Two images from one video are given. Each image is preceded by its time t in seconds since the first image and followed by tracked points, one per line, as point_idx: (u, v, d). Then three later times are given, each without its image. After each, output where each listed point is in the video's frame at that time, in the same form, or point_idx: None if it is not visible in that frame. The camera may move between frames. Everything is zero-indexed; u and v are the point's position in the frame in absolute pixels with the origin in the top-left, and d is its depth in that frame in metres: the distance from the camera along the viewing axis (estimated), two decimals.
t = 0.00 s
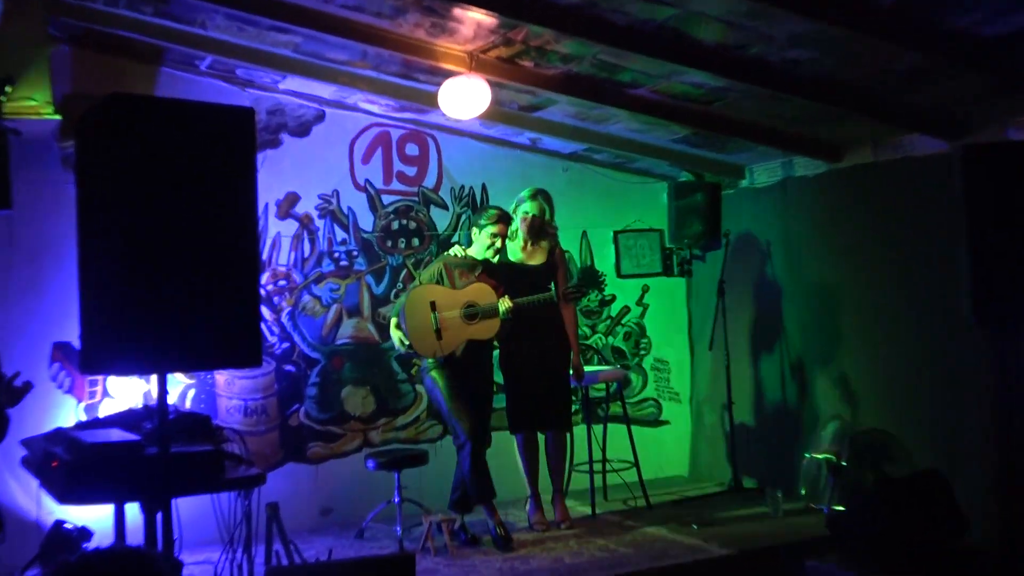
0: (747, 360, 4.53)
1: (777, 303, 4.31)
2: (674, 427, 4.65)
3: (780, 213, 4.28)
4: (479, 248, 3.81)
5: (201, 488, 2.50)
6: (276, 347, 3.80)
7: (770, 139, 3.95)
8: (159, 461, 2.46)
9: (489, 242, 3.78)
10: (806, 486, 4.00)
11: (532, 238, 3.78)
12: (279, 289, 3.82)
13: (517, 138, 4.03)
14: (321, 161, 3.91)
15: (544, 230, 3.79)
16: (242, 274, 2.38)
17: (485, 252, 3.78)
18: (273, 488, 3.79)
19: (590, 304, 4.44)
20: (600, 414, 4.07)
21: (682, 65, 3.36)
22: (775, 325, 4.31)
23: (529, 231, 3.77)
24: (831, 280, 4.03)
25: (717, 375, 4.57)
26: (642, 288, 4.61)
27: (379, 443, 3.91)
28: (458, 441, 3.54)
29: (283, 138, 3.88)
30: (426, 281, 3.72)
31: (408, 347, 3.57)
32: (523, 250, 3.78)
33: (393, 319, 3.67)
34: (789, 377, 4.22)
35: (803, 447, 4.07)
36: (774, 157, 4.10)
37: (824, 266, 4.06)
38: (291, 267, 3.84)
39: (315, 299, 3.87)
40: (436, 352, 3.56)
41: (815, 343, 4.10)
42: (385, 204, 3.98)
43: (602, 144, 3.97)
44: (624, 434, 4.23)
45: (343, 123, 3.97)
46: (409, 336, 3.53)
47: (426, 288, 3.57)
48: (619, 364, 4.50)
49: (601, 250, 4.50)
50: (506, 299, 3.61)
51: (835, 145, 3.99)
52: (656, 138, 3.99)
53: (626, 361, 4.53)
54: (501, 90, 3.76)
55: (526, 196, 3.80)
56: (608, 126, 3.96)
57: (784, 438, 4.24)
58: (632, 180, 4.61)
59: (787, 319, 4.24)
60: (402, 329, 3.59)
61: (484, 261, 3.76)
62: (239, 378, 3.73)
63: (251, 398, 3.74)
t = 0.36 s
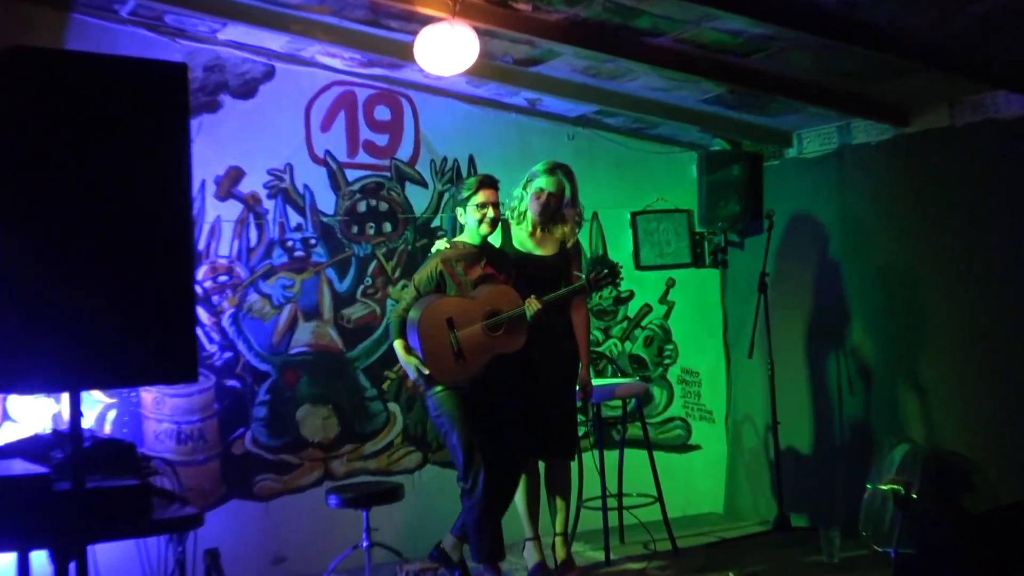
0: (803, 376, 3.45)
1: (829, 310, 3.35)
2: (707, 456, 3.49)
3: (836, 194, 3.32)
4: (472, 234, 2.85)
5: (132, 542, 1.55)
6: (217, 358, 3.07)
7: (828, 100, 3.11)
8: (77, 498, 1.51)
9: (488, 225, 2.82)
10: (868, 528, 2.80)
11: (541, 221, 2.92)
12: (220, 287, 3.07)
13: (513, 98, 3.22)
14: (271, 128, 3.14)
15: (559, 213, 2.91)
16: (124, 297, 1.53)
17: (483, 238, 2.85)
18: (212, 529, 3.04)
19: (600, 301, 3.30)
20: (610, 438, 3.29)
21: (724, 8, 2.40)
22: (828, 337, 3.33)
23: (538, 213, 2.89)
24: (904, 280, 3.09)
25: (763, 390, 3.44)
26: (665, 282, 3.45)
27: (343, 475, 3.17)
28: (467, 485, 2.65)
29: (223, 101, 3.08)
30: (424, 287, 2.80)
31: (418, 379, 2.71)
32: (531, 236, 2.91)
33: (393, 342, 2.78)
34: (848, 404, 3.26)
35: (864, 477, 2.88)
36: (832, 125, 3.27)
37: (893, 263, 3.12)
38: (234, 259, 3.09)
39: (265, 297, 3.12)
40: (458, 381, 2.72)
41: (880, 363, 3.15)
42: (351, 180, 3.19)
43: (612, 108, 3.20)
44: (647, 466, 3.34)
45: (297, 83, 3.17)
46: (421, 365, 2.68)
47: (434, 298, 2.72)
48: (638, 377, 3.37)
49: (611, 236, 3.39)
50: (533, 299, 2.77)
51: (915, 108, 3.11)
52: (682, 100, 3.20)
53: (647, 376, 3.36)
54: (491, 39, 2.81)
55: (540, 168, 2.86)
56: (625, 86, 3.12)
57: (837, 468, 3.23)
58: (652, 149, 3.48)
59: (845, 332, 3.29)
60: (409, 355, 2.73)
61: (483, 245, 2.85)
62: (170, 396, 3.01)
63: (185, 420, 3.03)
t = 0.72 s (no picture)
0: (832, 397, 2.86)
1: (868, 324, 2.70)
2: (723, 496, 2.97)
3: (876, 184, 2.68)
4: (459, 217, 2.50)
5: None
6: (132, 379, 2.55)
7: (877, 72, 2.49)
8: None
9: (474, 199, 2.50)
10: None
11: (521, 211, 2.61)
12: (137, 293, 2.55)
13: (489, 65, 2.67)
14: (197, 102, 2.61)
15: (543, 199, 2.65)
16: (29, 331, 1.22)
17: (473, 221, 2.49)
18: None
19: (594, 307, 2.81)
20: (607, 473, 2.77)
21: None
22: (863, 358, 2.70)
23: (517, 199, 2.63)
24: (968, 294, 2.43)
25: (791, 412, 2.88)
26: (671, 284, 2.93)
27: (285, 518, 2.64)
28: (437, 523, 2.30)
29: (140, 68, 2.56)
30: (401, 287, 2.42)
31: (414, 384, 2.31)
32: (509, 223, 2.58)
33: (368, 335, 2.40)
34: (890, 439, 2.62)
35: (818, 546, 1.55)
36: (870, 97, 2.69)
37: (952, 271, 2.47)
38: (154, 259, 2.57)
39: (192, 305, 2.59)
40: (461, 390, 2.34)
41: (936, 397, 2.50)
42: (294, 163, 2.67)
43: (609, 77, 2.65)
44: (649, 505, 2.81)
45: (230, 47, 2.63)
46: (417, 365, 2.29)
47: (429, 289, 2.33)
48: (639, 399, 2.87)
49: (606, 229, 2.88)
50: (545, 292, 2.41)
51: (974, 76, 2.45)
52: (690, 68, 2.63)
53: (650, 398, 2.88)
54: None
55: (516, 146, 2.71)
56: (623, 51, 2.54)
57: (881, 517, 2.62)
58: (656, 126, 2.96)
59: (884, 352, 2.65)
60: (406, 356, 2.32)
61: (475, 234, 2.49)
62: (76, 424, 2.48)
63: (94, 453, 2.49)
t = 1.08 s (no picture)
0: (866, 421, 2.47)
1: (909, 339, 2.32)
2: (741, 534, 2.62)
3: (916, 174, 2.30)
4: (445, 208, 2.29)
5: None
6: (53, 403, 2.17)
7: (921, 48, 2.08)
8: None
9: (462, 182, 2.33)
10: None
11: (511, 203, 2.32)
12: (58, 302, 2.18)
13: (469, 35, 2.30)
14: (129, 78, 2.22)
15: (532, 191, 2.38)
16: None
17: (460, 215, 2.27)
18: None
19: (592, 318, 2.43)
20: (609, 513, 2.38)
21: None
22: (905, 380, 2.33)
23: (506, 189, 2.33)
24: None
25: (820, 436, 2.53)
26: (681, 291, 2.56)
27: (233, 565, 2.28)
28: (405, 553, 2.05)
29: (61, 39, 2.17)
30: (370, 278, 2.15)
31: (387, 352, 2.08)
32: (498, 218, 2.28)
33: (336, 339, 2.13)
34: (938, 476, 2.24)
35: None
36: (912, 73, 2.31)
37: (1011, 283, 2.07)
38: (78, 263, 2.19)
39: (123, 315, 2.21)
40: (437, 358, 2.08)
41: (991, 434, 2.11)
42: (241, 149, 2.29)
43: (607, 51, 2.26)
44: (654, 548, 2.44)
45: (166, 14, 2.24)
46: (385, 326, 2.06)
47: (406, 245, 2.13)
48: (645, 425, 2.51)
49: (606, 226, 2.51)
50: (542, 269, 2.14)
51: None
52: (703, 40, 2.24)
53: (656, 423, 2.51)
54: None
55: (499, 129, 2.41)
56: (626, 20, 2.15)
57: (922, 566, 2.27)
58: (664, 107, 2.59)
59: (930, 373, 2.27)
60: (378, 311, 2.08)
61: (462, 227, 2.24)
62: None
63: (9, 490, 2.14)
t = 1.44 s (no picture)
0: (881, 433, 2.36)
1: (926, 349, 2.22)
2: (749, 547, 2.54)
3: (935, 176, 2.19)
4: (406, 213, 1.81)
5: None
6: (32, 413, 2.08)
7: (942, 42, 1.97)
8: None
9: (417, 185, 1.78)
10: None
11: (501, 207, 1.94)
12: (37, 307, 2.09)
13: (467, 28, 2.19)
14: (110, 73, 2.12)
15: (529, 188, 1.94)
16: None
17: (429, 217, 1.79)
18: None
19: (594, 325, 2.43)
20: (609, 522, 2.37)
21: None
22: (920, 392, 2.24)
23: (496, 190, 1.95)
24: None
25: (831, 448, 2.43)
26: (687, 297, 2.50)
27: None
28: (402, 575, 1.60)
29: (40, 31, 2.08)
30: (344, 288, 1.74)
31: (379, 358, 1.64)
32: (484, 224, 1.92)
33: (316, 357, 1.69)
34: (955, 493, 2.14)
35: None
36: (930, 69, 2.20)
37: None
38: (58, 266, 2.10)
39: (105, 321, 2.12)
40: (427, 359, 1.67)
41: (1012, 451, 2.00)
42: (229, 148, 2.19)
43: (611, 45, 2.15)
44: (659, 561, 2.41)
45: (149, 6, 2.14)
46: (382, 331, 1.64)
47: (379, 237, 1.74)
48: (649, 436, 2.48)
49: (609, 229, 2.43)
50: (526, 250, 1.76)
51: None
52: (714, 33, 2.14)
53: (661, 434, 2.47)
54: None
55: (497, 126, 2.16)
56: (631, 13, 2.04)
57: None
58: (670, 104, 2.48)
59: (948, 386, 2.17)
60: (361, 311, 1.66)
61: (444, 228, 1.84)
62: None
63: None
